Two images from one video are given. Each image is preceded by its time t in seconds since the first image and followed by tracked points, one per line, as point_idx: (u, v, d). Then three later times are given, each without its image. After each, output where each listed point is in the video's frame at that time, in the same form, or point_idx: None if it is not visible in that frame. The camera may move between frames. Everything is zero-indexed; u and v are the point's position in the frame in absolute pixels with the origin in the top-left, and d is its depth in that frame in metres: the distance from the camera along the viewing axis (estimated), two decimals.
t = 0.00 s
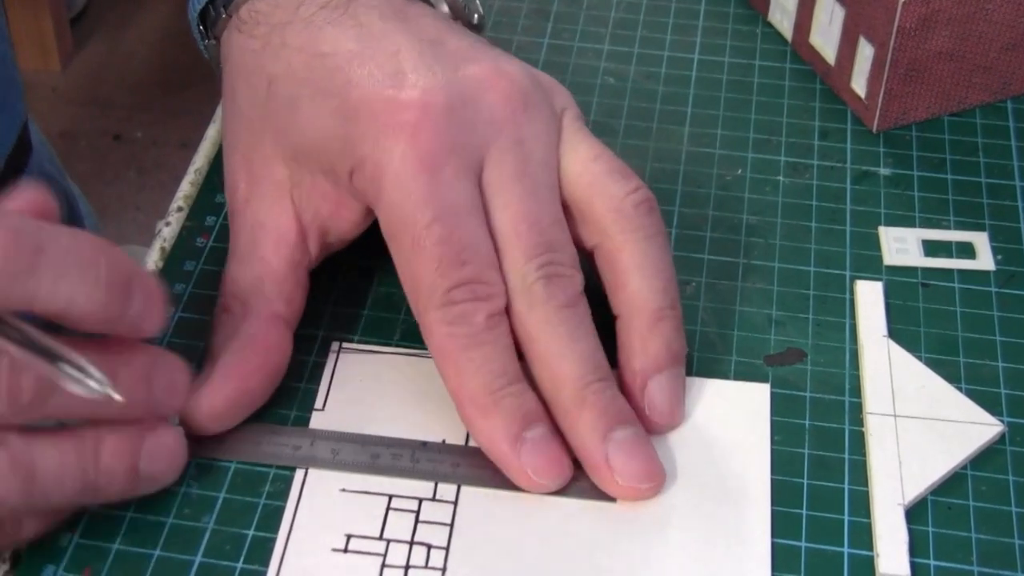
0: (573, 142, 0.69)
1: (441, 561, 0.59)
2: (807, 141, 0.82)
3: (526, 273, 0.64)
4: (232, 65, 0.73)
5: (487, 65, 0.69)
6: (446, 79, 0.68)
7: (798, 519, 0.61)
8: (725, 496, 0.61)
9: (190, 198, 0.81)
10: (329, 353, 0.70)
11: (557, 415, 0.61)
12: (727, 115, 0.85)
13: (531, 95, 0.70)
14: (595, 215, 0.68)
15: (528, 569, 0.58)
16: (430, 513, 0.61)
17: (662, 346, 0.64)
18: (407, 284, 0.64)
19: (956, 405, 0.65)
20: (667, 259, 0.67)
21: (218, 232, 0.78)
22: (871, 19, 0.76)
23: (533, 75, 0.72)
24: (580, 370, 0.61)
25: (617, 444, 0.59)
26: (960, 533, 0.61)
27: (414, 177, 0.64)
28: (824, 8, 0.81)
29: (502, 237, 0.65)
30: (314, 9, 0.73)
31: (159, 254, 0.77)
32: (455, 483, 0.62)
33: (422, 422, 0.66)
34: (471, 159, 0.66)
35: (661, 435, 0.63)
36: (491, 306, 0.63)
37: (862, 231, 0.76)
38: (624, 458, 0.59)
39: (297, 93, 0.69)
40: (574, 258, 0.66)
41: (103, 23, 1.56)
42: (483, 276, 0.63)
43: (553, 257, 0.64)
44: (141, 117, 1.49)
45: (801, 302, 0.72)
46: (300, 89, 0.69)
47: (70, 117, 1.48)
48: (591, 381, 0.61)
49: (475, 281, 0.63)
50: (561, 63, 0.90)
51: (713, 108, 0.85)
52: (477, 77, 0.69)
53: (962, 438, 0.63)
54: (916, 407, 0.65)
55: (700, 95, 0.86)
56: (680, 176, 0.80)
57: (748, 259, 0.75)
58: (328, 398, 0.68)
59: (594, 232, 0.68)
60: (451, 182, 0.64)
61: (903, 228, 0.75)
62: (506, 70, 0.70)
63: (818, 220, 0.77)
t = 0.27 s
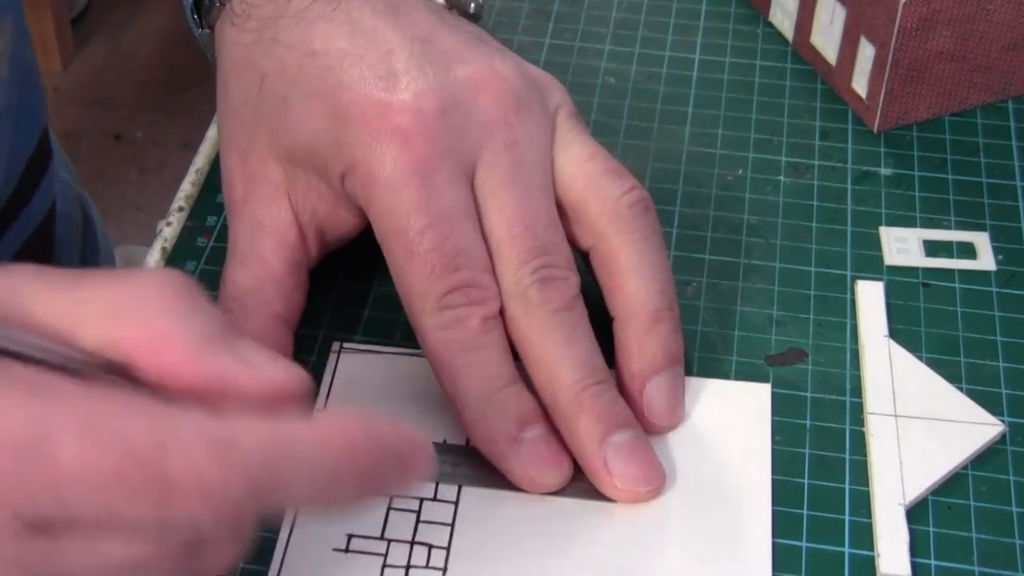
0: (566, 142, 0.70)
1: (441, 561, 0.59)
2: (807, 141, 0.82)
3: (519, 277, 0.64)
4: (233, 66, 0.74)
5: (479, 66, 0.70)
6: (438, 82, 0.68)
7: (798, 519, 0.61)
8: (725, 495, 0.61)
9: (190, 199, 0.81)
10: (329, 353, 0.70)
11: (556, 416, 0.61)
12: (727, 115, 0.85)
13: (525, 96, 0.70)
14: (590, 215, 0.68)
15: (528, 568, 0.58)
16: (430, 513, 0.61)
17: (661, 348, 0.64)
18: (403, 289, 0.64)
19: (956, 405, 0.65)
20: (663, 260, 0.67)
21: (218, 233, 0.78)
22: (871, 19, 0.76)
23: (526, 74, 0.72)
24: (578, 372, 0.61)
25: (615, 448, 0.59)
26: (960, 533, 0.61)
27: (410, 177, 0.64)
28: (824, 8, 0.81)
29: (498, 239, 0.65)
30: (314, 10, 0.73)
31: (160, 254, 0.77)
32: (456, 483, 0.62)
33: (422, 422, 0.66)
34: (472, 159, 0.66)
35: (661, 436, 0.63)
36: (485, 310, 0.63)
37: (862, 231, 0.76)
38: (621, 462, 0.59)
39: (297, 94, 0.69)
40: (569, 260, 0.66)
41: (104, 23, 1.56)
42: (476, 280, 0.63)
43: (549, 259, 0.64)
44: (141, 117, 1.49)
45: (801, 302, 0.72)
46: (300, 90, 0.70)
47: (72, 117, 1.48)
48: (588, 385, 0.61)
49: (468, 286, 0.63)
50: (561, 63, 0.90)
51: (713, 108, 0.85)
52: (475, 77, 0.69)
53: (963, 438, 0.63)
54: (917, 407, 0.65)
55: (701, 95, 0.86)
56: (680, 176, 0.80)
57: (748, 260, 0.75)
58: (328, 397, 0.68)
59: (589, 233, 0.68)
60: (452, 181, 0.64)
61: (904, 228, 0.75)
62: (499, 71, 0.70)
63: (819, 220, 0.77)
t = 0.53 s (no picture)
0: (565, 143, 0.70)
1: (441, 561, 0.59)
2: (807, 141, 0.82)
3: (517, 277, 0.64)
4: (232, 67, 0.74)
5: (477, 68, 0.70)
6: (437, 83, 0.68)
7: (798, 519, 0.61)
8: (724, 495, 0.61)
9: (190, 199, 0.81)
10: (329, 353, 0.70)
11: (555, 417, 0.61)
12: (727, 115, 0.85)
13: (523, 97, 0.70)
14: (588, 216, 0.68)
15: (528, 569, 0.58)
16: (430, 513, 0.61)
17: (659, 347, 0.64)
18: (402, 289, 0.64)
19: (956, 405, 0.65)
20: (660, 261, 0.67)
21: (218, 233, 0.78)
22: (871, 19, 0.76)
23: (523, 74, 0.72)
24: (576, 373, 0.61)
25: (614, 449, 0.59)
26: (960, 533, 0.61)
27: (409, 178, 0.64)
28: (824, 8, 0.81)
29: (498, 239, 0.65)
30: (314, 11, 0.74)
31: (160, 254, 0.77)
32: (455, 484, 0.62)
33: (421, 422, 0.66)
34: (471, 159, 0.66)
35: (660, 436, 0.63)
36: (486, 309, 0.62)
37: (862, 231, 0.76)
38: (620, 462, 0.59)
39: (296, 94, 0.69)
40: (566, 260, 0.66)
41: (104, 23, 1.56)
42: (475, 280, 0.63)
43: (546, 261, 0.65)
44: (141, 117, 1.49)
45: (801, 302, 0.72)
46: (299, 90, 0.70)
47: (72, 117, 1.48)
48: (585, 386, 0.61)
49: (468, 286, 0.63)
50: (561, 63, 0.90)
51: (713, 108, 0.85)
52: (474, 78, 0.69)
53: (962, 438, 0.63)
54: (917, 407, 0.65)
55: (701, 95, 0.86)
56: (680, 176, 0.80)
57: (748, 260, 0.75)
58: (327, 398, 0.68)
59: (587, 234, 0.68)
60: (451, 181, 0.64)
61: (903, 228, 0.75)
62: (498, 72, 0.70)
63: (818, 220, 0.77)
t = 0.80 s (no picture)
0: (565, 143, 0.70)
1: (442, 561, 0.59)
2: (807, 141, 0.82)
3: (516, 279, 0.64)
4: (232, 67, 0.74)
5: (477, 69, 0.70)
6: (437, 83, 0.68)
7: (798, 519, 0.61)
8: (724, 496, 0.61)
9: (190, 199, 0.81)
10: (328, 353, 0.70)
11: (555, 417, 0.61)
12: (727, 115, 0.85)
13: (523, 98, 0.70)
14: (588, 216, 0.68)
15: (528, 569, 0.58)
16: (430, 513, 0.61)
17: (660, 348, 0.64)
18: (402, 289, 0.64)
19: (956, 405, 0.65)
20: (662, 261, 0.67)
21: (218, 233, 0.79)
22: (871, 19, 0.76)
23: (523, 74, 0.72)
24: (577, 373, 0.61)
25: (614, 449, 0.59)
26: (960, 533, 0.61)
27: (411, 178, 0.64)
28: (824, 8, 0.81)
29: (498, 239, 0.65)
30: (314, 12, 0.74)
31: (160, 254, 0.77)
32: (455, 484, 0.62)
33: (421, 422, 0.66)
34: (471, 159, 0.66)
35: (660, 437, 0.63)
36: (486, 310, 0.62)
37: (862, 231, 0.76)
38: (620, 462, 0.59)
39: (297, 94, 0.69)
40: (566, 261, 0.66)
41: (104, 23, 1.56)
42: (475, 281, 0.63)
43: (546, 262, 0.64)
44: (141, 117, 1.49)
45: (802, 302, 0.72)
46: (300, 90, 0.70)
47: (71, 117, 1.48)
48: (584, 387, 0.61)
49: (468, 286, 0.63)
50: (561, 63, 0.90)
51: (713, 108, 0.85)
52: (474, 79, 0.69)
53: (963, 438, 0.63)
54: (917, 407, 0.65)
55: (701, 95, 0.86)
56: (680, 176, 0.80)
57: (748, 260, 0.75)
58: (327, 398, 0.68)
59: (588, 234, 0.68)
60: (451, 181, 0.64)
61: (904, 228, 0.75)
62: (498, 73, 0.70)
63: (819, 220, 0.77)
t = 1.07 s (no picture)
0: (564, 143, 0.70)
1: (441, 561, 0.59)
2: (808, 141, 0.82)
3: (516, 280, 0.64)
4: (232, 67, 0.74)
5: (477, 69, 0.70)
6: (436, 84, 0.68)
7: (798, 519, 0.61)
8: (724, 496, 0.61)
9: (190, 199, 0.81)
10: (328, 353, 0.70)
11: (554, 418, 0.61)
12: (727, 115, 0.85)
13: (522, 98, 0.70)
14: (588, 216, 0.68)
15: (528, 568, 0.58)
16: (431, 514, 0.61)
17: (660, 348, 0.64)
18: (402, 289, 0.64)
19: (955, 405, 0.65)
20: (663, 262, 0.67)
21: (218, 233, 0.79)
22: (871, 19, 0.76)
23: (523, 74, 0.72)
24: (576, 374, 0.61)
25: (614, 448, 0.59)
26: (960, 533, 0.61)
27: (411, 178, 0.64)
28: (824, 8, 0.81)
29: (497, 239, 0.65)
30: (314, 12, 0.74)
31: (160, 255, 0.77)
32: (456, 484, 0.62)
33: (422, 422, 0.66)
34: (471, 160, 0.66)
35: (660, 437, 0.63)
36: (486, 310, 0.62)
37: (862, 231, 0.76)
38: (621, 462, 0.59)
39: (297, 94, 0.69)
40: (565, 261, 0.66)
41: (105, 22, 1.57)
42: (475, 281, 0.63)
43: (545, 263, 0.65)
44: (141, 117, 1.49)
45: (802, 302, 0.72)
46: (300, 91, 0.70)
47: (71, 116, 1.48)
48: (584, 388, 0.61)
49: (468, 286, 0.63)
50: (561, 63, 0.90)
51: (713, 108, 0.85)
52: (474, 80, 0.69)
53: (963, 438, 0.63)
54: (917, 407, 0.65)
55: (701, 95, 0.86)
56: (680, 176, 0.80)
57: (748, 260, 0.75)
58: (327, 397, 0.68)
59: (587, 235, 0.68)
60: (451, 181, 0.64)
61: (904, 228, 0.75)
62: (498, 73, 0.70)
63: (818, 220, 0.77)
